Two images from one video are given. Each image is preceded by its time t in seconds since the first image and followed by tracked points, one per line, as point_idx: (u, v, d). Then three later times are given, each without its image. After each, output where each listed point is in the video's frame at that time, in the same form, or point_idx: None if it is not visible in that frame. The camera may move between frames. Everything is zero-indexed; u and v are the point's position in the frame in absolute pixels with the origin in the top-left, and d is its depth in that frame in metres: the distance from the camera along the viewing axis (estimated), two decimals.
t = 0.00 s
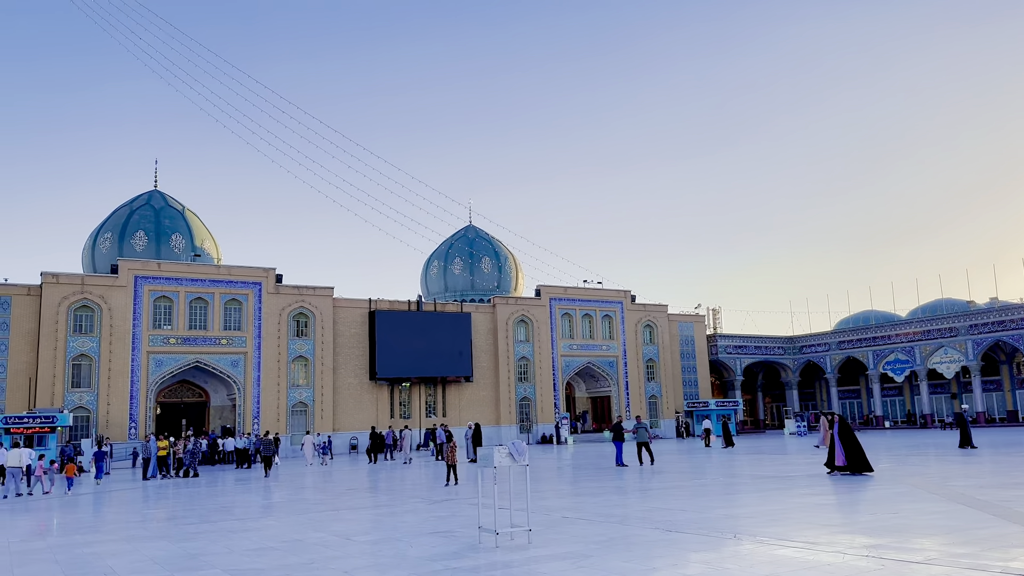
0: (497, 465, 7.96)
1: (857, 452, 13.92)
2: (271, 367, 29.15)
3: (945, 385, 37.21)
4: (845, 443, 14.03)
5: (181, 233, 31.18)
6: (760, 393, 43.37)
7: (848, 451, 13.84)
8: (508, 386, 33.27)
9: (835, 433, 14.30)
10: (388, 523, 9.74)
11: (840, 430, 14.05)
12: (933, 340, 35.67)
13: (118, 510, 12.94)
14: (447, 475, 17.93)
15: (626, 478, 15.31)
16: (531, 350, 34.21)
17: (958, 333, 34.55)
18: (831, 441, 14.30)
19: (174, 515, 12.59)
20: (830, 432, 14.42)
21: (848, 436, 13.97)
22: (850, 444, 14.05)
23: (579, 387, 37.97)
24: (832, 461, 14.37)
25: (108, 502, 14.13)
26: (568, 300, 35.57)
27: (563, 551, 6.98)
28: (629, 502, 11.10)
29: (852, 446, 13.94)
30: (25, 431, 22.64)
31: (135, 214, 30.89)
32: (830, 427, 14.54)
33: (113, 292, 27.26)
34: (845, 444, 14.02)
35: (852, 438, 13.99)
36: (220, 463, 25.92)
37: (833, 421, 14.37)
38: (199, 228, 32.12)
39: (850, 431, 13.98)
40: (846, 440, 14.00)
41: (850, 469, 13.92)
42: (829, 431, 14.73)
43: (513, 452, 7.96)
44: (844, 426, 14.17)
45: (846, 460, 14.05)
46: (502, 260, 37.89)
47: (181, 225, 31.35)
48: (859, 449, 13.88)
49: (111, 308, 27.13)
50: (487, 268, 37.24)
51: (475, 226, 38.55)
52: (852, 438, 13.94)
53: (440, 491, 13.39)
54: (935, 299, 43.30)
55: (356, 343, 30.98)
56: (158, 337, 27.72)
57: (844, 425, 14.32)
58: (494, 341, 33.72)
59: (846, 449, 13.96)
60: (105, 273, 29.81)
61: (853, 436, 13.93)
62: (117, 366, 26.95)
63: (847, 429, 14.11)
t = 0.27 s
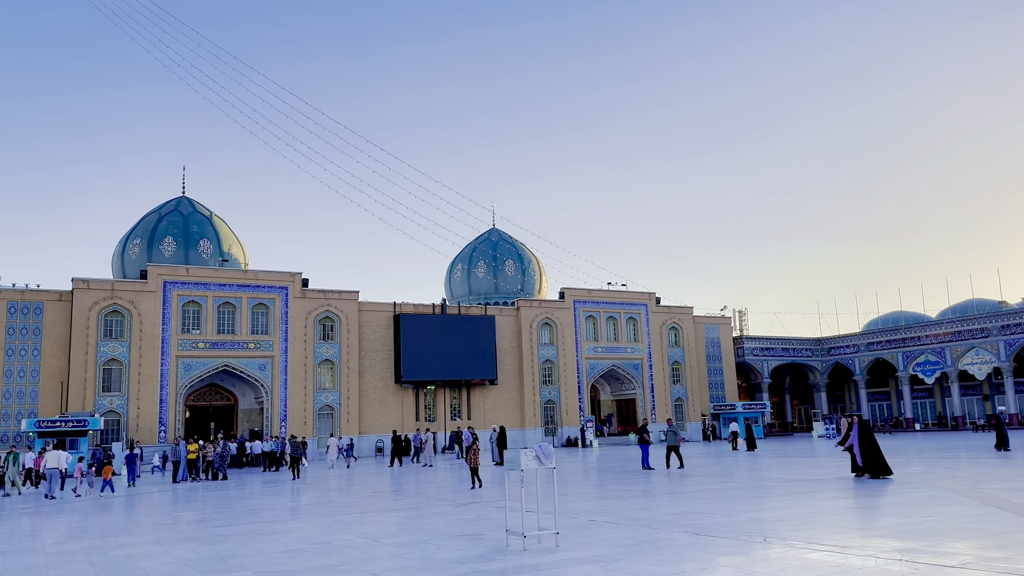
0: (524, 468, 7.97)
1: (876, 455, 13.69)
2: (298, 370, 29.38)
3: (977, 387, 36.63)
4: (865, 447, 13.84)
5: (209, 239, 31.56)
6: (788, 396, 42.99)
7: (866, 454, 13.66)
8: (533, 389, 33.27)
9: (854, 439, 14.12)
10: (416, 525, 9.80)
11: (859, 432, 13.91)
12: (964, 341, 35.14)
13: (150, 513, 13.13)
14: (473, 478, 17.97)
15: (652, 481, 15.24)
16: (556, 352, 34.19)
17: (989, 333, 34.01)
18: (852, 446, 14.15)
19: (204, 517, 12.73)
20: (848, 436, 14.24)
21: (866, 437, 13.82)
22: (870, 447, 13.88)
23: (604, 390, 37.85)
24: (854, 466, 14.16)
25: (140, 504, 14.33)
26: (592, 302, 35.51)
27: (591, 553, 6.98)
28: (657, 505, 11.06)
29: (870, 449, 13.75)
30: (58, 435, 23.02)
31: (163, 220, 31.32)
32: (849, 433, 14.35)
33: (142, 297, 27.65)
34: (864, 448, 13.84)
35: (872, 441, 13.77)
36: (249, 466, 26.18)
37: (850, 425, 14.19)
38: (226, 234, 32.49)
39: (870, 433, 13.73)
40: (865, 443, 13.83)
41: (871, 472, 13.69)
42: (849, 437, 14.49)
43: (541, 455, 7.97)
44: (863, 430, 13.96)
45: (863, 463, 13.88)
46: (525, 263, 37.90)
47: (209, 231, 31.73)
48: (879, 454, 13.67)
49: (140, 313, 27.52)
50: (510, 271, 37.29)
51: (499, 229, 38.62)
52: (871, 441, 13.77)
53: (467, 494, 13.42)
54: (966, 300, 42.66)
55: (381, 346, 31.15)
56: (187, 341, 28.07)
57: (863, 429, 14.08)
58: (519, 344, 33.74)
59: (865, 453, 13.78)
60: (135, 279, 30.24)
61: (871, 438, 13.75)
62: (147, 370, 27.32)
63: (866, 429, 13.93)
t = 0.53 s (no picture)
0: (551, 471, 7.97)
1: (895, 458, 13.48)
2: (324, 374, 29.59)
3: (1009, 388, 36.00)
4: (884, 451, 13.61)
5: (236, 244, 31.92)
6: (816, 398, 42.55)
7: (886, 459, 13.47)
8: (557, 392, 33.23)
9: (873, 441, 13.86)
10: (443, 528, 9.83)
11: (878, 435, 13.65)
12: (995, 341, 34.56)
13: (180, 515, 13.29)
14: (499, 481, 17.98)
15: (679, 484, 15.16)
16: (580, 355, 34.13)
17: (1021, 333, 33.42)
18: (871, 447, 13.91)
19: (233, 520, 12.85)
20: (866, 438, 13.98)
21: (885, 441, 13.58)
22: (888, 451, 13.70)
23: (629, 393, 37.67)
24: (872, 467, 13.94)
25: (171, 507, 14.51)
26: (616, 304, 35.41)
27: (620, 557, 6.96)
28: (684, 509, 11.00)
29: (890, 453, 13.54)
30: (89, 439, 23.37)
31: (192, 226, 31.75)
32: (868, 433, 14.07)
33: (171, 302, 28.02)
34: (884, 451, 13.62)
35: (891, 444, 13.55)
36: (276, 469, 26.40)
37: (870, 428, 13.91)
38: (253, 239, 32.84)
39: (889, 436, 13.47)
40: (884, 447, 13.61)
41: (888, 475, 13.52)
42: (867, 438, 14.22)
43: (567, 458, 7.95)
44: (883, 434, 13.68)
45: (881, 467, 13.68)
46: (549, 265, 37.90)
47: (236, 237, 32.10)
48: (898, 458, 13.45)
49: (169, 317, 27.89)
50: (534, 274, 37.29)
51: (522, 232, 38.65)
52: (891, 445, 13.54)
53: (493, 497, 13.44)
54: (997, 299, 41.97)
55: (406, 349, 31.30)
56: (215, 345, 28.39)
57: (882, 432, 13.80)
58: (543, 346, 33.72)
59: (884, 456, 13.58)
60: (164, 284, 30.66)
61: (891, 443, 13.52)
62: (176, 374, 27.65)
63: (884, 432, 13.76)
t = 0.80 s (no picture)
0: (579, 474, 7.96)
1: (917, 461, 13.28)
2: (352, 377, 29.81)
3: None
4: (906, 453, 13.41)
5: (265, 249, 32.26)
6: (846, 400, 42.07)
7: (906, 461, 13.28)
8: (584, 395, 33.16)
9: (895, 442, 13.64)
10: (471, 531, 9.85)
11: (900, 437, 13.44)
12: None
13: (212, 518, 13.43)
14: (526, 483, 17.97)
15: (708, 487, 15.05)
16: (606, 357, 34.03)
17: None
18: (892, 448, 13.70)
19: (264, 523, 12.98)
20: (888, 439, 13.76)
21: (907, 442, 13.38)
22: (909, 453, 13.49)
23: (656, 396, 37.49)
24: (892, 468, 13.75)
25: (203, 510, 14.70)
26: (642, 307, 35.27)
27: (649, 560, 6.94)
28: (713, 512, 10.93)
29: (911, 455, 13.34)
30: (122, 442, 23.72)
31: (221, 232, 32.14)
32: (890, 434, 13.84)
33: (202, 307, 28.38)
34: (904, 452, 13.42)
35: (913, 447, 13.34)
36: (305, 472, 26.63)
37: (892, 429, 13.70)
38: (282, 244, 33.17)
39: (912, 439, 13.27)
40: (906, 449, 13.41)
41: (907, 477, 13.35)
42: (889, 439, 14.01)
43: (595, 461, 7.96)
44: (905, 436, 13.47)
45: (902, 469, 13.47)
46: (574, 268, 37.85)
47: (265, 242, 32.45)
48: (919, 462, 13.25)
49: (200, 322, 28.25)
50: (559, 276, 37.26)
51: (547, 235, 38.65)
52: (912, 448, 13.34)
53: (521, 500, 13.43)
54: None
55: (432, 353, 31.42)
56: (244, 349, 28.71)
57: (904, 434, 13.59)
58: (569, 349, 33.67)
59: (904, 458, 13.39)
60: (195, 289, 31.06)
61: (913, 446, 13.32)
62: (207, 378, 27.99)
63: (905, 433, 13.52)
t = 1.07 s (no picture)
0: (612, 478, 7.95)
1: (943, 465, 13.06)
2: (384, 381, 30.03)
3: None
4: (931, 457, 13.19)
5: (298, 255, 32.65)
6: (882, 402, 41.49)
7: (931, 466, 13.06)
8: (615, 398, 33.06)
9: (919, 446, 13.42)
10: (504, 534, 9.89)
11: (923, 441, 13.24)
12: None
13: (249, 521, 13.63)
14: (558, 487, 17.97)
15: (742, 491, 14.94)
16: (637, 360, 33.91)
17: None
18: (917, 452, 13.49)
19: (299, 525, 13.14)
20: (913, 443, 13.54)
21: (931, 447, 13.16)
22: (934, 456, 13.26)
23: (688, 399, 37.33)
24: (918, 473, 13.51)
25: (240, 513, 14.91)
26: (673, 309, 35.09)
27: (684, 564, 6.93)
28: (747, 516, 10.86)
29: (936, 459, 13.11)
30: (160, 446, 24.12)
31: (254, 239, 32.58)
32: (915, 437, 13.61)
33: (236, 312, 28.80)
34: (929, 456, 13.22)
35: (938, 450, 13.11)
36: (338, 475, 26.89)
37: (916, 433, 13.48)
38: (314, 250, 33.54)
39: (936, 442, 13.05)
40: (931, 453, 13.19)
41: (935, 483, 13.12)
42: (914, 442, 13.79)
43: (629, 465, 7.96)
44: (930, 439, 13.25)
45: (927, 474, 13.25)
46: (604, 271, 37.77)
47: (297, 248, 32.84)
48: (945, 465, 13.02)
49: (235, 328, 28.66)
50: (589, 280, 37.20)
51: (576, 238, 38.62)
52: (938, 452, 13.11)
53: (554, 504, 13.44)
54: None
55: (463, 356, 31.55)
56: (278, 354, 29.07)
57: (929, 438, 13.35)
58: (599, 352, 33.59)
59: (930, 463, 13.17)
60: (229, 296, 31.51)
61: (937, 450, 13.10)
62: (242, 383, 28.38)
63: (929, 437, 13.30)
